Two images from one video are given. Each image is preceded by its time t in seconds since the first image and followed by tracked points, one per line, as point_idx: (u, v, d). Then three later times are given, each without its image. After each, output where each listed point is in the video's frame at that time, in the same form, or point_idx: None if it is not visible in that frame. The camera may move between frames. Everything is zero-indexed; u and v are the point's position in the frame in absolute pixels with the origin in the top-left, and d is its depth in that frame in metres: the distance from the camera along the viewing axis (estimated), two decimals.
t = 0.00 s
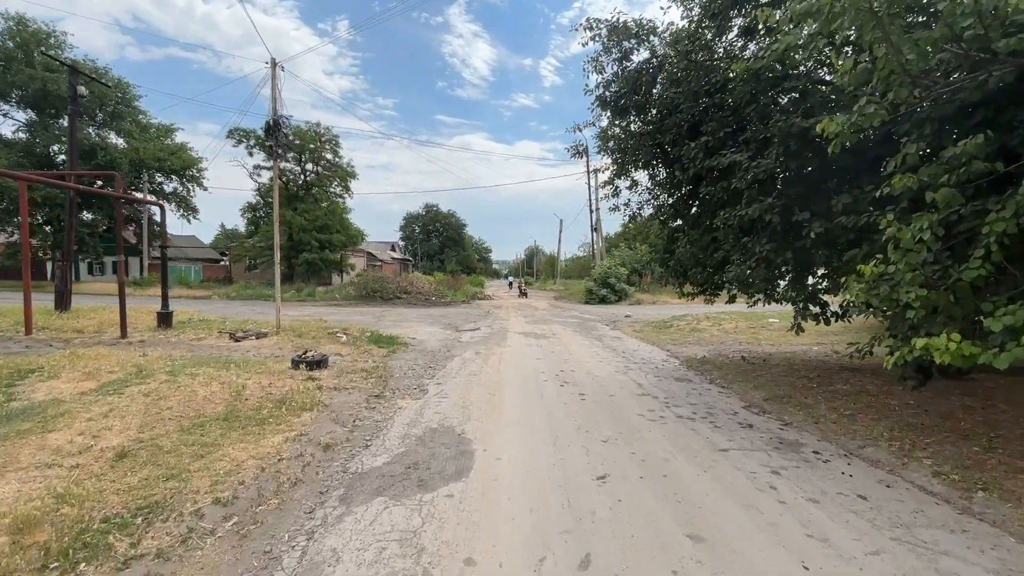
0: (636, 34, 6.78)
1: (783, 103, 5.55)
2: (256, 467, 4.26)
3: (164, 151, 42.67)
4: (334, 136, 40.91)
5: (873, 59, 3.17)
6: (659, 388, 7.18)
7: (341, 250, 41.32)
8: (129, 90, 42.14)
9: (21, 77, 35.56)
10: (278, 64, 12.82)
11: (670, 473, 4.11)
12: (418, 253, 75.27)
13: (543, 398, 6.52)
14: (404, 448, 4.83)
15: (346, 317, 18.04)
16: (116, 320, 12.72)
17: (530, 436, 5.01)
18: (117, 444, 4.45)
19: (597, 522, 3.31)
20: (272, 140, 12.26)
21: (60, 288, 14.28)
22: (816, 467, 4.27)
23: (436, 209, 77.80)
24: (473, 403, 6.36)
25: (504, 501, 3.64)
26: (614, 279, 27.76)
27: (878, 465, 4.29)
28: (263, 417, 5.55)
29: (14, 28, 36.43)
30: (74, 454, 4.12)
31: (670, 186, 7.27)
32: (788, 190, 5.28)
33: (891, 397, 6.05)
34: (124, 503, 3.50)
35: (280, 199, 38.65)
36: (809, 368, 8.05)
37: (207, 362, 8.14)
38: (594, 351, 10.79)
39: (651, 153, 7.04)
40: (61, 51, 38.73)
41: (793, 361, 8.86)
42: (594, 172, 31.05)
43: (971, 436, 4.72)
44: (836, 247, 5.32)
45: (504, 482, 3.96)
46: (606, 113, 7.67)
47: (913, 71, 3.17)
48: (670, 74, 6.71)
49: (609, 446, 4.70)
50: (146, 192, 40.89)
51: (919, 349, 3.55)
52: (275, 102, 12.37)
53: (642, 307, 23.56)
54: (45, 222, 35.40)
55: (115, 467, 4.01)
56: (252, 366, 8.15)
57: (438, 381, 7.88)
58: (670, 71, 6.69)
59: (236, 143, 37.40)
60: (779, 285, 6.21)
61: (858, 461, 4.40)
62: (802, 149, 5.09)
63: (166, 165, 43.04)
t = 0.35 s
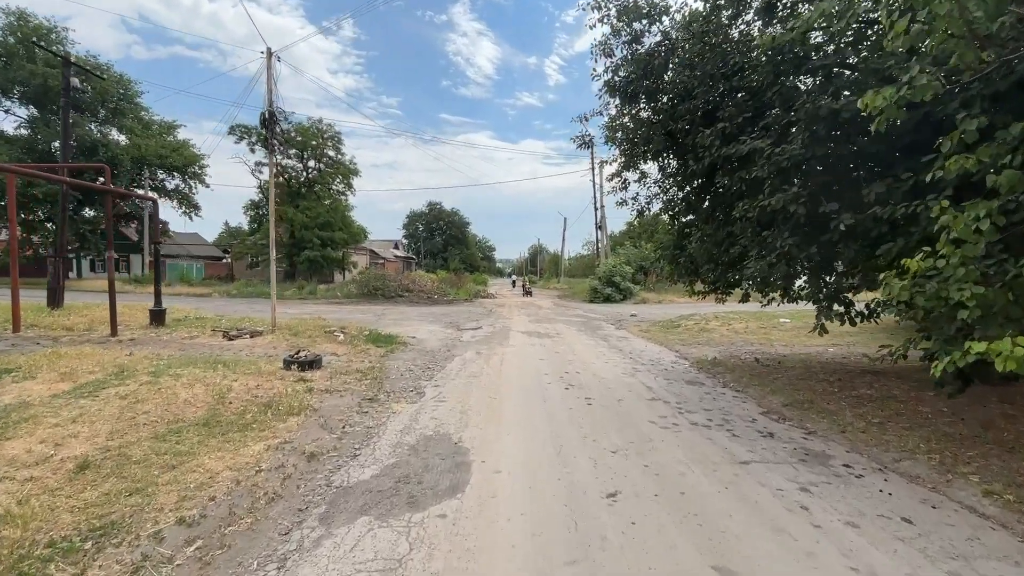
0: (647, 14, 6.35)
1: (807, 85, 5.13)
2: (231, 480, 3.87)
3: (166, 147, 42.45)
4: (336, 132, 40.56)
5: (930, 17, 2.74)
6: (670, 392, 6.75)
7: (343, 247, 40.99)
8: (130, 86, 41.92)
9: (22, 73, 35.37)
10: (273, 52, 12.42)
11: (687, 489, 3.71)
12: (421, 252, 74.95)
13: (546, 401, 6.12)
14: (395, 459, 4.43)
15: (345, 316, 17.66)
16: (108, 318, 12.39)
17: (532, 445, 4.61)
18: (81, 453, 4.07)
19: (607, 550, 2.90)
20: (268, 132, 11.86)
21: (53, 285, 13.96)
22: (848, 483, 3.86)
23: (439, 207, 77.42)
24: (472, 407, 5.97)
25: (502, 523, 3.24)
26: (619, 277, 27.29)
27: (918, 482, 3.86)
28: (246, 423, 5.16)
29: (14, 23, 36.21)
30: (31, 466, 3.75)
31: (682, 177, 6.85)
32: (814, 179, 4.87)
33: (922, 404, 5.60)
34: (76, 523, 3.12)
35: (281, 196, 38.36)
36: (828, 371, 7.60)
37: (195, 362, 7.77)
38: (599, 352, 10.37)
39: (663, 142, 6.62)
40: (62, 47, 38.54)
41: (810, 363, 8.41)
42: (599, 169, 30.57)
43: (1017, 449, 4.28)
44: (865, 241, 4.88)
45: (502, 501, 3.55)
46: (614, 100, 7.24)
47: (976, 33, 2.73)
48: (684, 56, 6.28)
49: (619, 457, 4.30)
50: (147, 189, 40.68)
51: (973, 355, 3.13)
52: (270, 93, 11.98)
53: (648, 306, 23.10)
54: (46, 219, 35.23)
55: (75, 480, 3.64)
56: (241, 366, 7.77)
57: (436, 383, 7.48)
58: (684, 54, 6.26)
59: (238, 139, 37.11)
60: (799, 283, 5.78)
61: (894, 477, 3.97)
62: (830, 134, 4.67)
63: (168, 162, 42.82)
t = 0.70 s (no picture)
0: None
1: (838, 70, 4.69)
2: (201, 503, 3.48)
3: (169, 145, 42.29)
4: (339, 130, 40.22)
5: None
6: (683, 400, 6.34)
7: (346, 246, 40.70)
8: (134, 84, 41.79)
9: (24, 70, 35.23)
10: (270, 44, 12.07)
11: (710, 518, 3.29)
12: (425, 251, 74.65)
13: (552, 411, 5.73)
14: (385, 478, 4.04)
15: (345, 317, 17.30)
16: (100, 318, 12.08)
17: (536, 463, 4.21)
18: (39, 471, 3.70)
19: None
20: (264, 126, 11.48)
21: (46, 284, 13.66)
22: (890, 511, 3.44)
23: (443, 206, 77.07)
24: (472, 418, 5.56)
25: (502, 559, 2.84)
26: (625, 278, 26.82)
27: (970, 511, 3.43)
28: (227, 435, 4.78)
29: (17, 20, 36.13)
30: None
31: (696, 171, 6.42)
32: (846, 172, 4.44)
33: (960, 418, 5.15)
34: (16, 560, 2.75)
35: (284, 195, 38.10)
36: (850, 379, 7.15)
37: (182, 366, 7.41)
38: (606, 355, 9.96)
39: (676, 133, 6.19)
40: (66, 44, 38.45)
41: (829, 370, 7.96)
42: (605, 167, 30.08)
43: None
44: (903, 239, 4.44)
45: (503, 531, 3.15)
46: (625, 90, 6.83)
47: None
48: (701, 41, 5.87)
49: (632, 478, 3.88)
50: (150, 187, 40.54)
51: None
52: (266, 86, 11.62)
53: (654, 307, 22.66)
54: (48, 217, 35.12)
55: (25, 505, 3.26)
56: (230, 370, 7.40)
57: (434, 389, 7.09)
58: (701, 38, 5.85)
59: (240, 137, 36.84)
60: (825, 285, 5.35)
61: (941, 504, 3.54)
62: (864, 121, 4.24)
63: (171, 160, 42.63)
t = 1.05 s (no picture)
0: None
1: (872, 49, 4.24)
2: (158, 532, 3.09)
3: (173, 143, 42.17)
4: (343, 128, 39.95)
5: None
6: (696, 410, 5.91)
7: (350, 245, 40.43)
8: (137, 82, 41.71)
9: (28, 67, 35.15)
10: (265, 35, 11.70)
11: (736, 555, 2.86)
12: (429, 250, 74.37)
13: (556, 421, 5.32)
14: (370, 500, 3.64)
15: (345, 317, 16.94)
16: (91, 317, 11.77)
17: (539, 483, 3.80)
18: None
19: None
20: (260, 120, 11.08)
21: (39, 282, 13.37)
22: (941, 546, 3.00)
23: (448, 205, 76.76)
24: (469, 429, 5.16)
25: None
26: (632, 277, 26.34)
27: None
28: (201, 448, 4.40)
29: (21, 18, 36.09)
30: None
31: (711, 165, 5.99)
32: (883, 160, 3.98)
33: (1003, 433, 4.69)
34: None
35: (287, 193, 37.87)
36: (875, 387, 6.69)
37: (167, 370, 7.04)
38: (613, 359, 9.53)
39: (691, 123, 5.76)
40: (70, 42, 38.41)
41: (850, 376, 7.50)
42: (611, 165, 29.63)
43: None
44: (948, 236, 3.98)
45: (500, 569, 2.74)
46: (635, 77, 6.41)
47: None
48: (718, 22, 5.44)
49: (645, 505, 3.46)
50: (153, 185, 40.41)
51: None
52: (261, 78, 11.25)
53: (662, 308, 22.20)
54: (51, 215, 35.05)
55: None
56: (217, 375, 7.02)
57: (430, 396, 6.69)
58: (718, 19, 5.42)
59: (243, 134, 36.61)
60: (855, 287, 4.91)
61: (1000, 538, 3.09)
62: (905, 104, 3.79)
63: (174, 158, 42.47)
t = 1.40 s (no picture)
0: None
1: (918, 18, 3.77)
2: (98, 564, 2.68)
3: (177, 140, 42.07)
4: (348, 125, 39.66)
5: None
6: (713, 419, 5.46)
7: (354, 243, 40.18)
8: (143, 78, 41.64)
9: (33, 63, 35.12)
10: (262, 23, 11.33)
11: None
12: (435, 249, 74.10)
13: (561, 432, 4.90)
14: (348, 523, 3.22)
15: (345, 315, 16.59)
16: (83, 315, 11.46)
17: (541, 506, 3.38)
18: None
19: None
20: (255, 111, 10.68)
21: (33, 278, 13.09)
22: None
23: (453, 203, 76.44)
24: (466, 439, 4.75)
25: None
26: (639, 276, 25.86)
27: None
28: (168, 460, 3.99)
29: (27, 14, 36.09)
30: None
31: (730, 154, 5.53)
32: (932, 143, 3.51)
33: None
34: None
35: (292, 191, 37.69)
36: (904, 394, 6.22)
37: (150, 371, 6.67)
38: (621, 362, 9.10)
39: (709, 108, 5.33)
40: (75, 38, 38.41)
41: (876, 382, 7.03)
42: (619, 162, 29.13)
43: None
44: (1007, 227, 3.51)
45: None
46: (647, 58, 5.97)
47: None
48: None
49: (662, 534, 3.03)
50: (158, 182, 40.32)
51: None
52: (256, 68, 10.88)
53: (670, 308, 21.71)
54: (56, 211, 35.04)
55: None
56: (201, 376, 6.64)
57: (426, 400, 6.27)
58: None
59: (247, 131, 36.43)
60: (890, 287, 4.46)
61: None
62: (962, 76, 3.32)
63: (179, 155, 42.37)
